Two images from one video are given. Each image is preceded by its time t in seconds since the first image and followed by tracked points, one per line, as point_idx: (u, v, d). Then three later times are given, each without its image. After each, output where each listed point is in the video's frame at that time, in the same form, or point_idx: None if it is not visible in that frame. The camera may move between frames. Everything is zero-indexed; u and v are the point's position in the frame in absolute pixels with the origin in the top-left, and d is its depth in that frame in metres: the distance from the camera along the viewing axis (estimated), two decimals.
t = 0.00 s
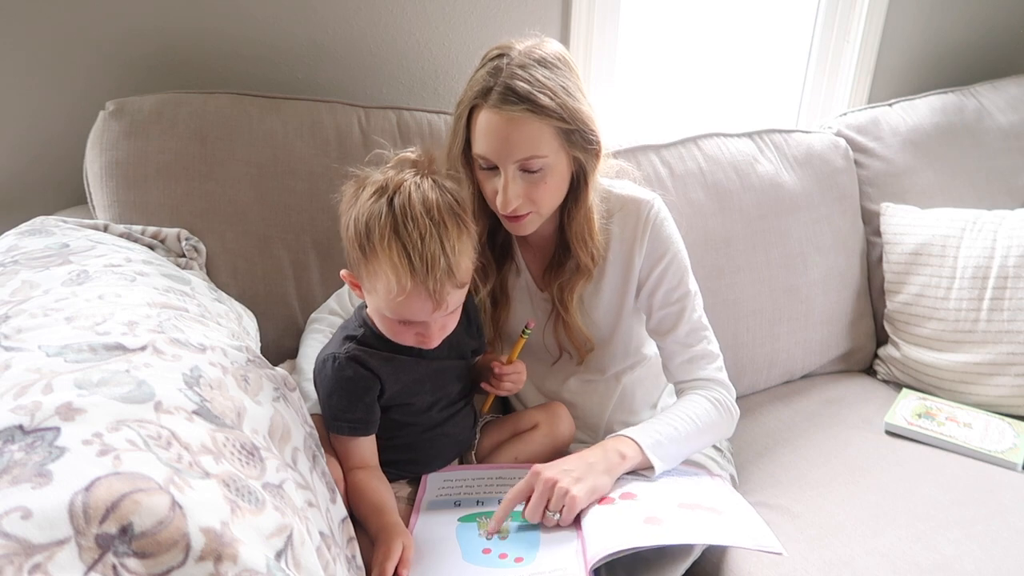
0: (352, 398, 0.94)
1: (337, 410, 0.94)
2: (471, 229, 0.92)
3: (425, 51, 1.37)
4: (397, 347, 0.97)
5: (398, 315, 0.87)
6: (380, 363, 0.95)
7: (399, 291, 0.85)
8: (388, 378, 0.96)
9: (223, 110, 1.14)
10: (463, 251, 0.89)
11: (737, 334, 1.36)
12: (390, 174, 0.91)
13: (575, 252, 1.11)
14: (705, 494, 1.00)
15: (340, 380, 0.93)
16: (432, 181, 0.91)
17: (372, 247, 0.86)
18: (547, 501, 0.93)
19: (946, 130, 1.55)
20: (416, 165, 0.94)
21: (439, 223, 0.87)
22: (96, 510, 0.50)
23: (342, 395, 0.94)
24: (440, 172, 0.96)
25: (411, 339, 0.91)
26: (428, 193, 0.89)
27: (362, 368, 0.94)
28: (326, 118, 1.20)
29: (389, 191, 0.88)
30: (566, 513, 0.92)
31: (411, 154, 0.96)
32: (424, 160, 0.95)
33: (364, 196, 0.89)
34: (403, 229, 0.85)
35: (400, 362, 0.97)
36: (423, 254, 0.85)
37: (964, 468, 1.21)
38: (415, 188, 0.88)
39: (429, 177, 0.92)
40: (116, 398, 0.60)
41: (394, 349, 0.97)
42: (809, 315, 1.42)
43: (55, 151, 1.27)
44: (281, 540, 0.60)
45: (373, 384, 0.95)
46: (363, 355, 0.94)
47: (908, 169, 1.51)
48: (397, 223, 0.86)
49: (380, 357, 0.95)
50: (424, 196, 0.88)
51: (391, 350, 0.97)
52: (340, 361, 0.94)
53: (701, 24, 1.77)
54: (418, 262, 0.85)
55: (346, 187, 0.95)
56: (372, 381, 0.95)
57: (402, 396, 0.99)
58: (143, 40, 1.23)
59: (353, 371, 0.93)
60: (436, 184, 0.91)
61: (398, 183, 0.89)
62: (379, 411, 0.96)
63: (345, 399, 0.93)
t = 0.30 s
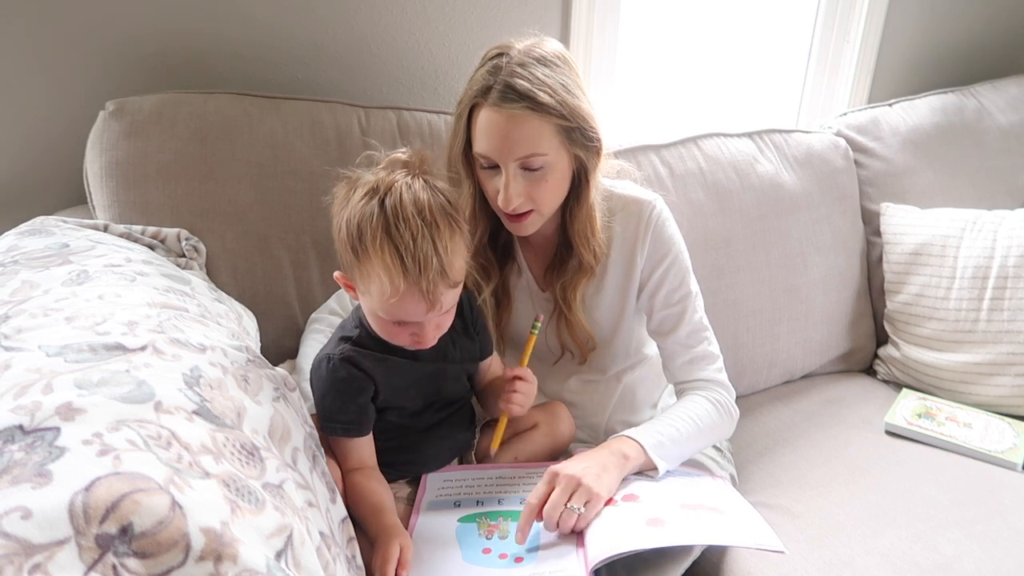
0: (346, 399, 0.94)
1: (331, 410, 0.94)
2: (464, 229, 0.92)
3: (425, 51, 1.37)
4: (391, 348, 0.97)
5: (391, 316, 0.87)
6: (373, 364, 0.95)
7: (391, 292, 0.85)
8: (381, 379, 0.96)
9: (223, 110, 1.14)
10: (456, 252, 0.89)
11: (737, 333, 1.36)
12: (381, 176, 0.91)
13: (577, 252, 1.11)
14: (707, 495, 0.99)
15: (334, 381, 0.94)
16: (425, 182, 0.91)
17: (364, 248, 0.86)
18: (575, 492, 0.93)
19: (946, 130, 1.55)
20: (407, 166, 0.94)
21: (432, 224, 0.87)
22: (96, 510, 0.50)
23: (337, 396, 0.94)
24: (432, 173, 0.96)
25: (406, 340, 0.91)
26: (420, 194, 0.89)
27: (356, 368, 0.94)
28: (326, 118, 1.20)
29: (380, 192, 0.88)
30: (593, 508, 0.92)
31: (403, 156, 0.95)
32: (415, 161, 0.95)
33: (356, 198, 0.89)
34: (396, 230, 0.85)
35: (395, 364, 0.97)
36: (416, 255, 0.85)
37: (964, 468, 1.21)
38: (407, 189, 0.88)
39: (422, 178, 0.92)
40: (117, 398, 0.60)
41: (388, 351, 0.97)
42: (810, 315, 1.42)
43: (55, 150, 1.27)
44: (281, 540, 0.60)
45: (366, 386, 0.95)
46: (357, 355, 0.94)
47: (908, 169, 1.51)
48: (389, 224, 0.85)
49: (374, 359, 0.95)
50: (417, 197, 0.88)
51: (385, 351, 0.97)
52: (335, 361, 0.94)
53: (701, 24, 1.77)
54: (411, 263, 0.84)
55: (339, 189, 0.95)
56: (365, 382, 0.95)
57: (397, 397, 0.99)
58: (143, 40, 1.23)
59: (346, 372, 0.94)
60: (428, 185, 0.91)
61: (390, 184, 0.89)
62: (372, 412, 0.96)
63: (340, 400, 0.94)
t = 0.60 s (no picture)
0: (338, 397, 0.94)
1: (323, 406, 0.94)
2: (463, 231, 0.92)
3: (425, 51, 1.37)
4: (388, 350, 0.98)
5: (389, 318, 0.87)
6: (368, 364, 0.95)
7: (390, 294, 0.85)
8: (375, 380, 0.96)
9: (223, 110, 1.14)
10: (456, 254, 0.89)
11: (737, 333, 1.36)
12: (381, 176, 0.91)
13: (573, 252, 1.11)
14: (708, 496, 0.99)
15: (327, 377, 0.94)
16: (425, 183, 0.91)
17: (362, 250, 0.86)
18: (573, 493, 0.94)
19: (945, 130, 1.55)
20: (408, 167, 0.94)
21: (430, 226, 0.87)
22: (96, 510, 0.50)
23: (330, 393, 0.94)
24: (433, 174, 0.96)
25: (405, 342, 0.91)
26: (420, 195, 0.88)
27: (350, 367, 0.95)
28: (326, 118, 1.20)
29: (380, 194, 0.88)
30: (592, 509, 0.92)
31: (403, 156, 0.95)
32: (416, 162, 0.95)
33: (356, 198, 0.90)
34: (394, 233, 0.85)
35: (390, 367, 0.97)
36: (413, 258, 0.85)
37: (964, 469, 1.21)
38: (407, 190, 0.88)
39: (422, 179, 0.92)
40: (117, 398, 0.60)
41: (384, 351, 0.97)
42: (810, 315, 1.42)
43: (55, 150, 1.27)
44: (281, 540, 0.60)
45: (359, 384, 0.95)
46: (352, 354, 0.95)
47: (908, 169, 1.51)
48: (387, 226, 0.85)
49: (369, 358, 0.96)
50: (416, 198, 0.88)
51: (383, 353, 0.97)
52: (330, 357, 0.95)
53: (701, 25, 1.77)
54: (408, 265, 0.85)
55: (339, 189, 0.95)
56: (358, 380, 0.95)
57: (393, 400, 0.99)
58: (143, 40, 1.23)
59: (340, 369, 0.94)
60: (427, 186, 0.91)
61: (389, 185, 0.89)
62: (366, 411, 0.97)
63: (334, 397, 0.94)
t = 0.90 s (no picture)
0: (333, 396, 0.94)
1: (319, 404, 0.94)
2: (464, 235, 0.92)
3: (425, 51, 1.37)
4: (387, 351, 0.98)
5: (388, 322, 0.87)
6: (366, 364, 0.96)
7: (389, 298, 0.85)
8: (373, 381, 0.97)
9: (224, 111, 1.14)
10: (456, 259, 0.89)
11: (737, 333, 1.36)
12: (382, 179, 0.91)
13: (570, 253, 1.11)
14: (709, 496, 0.99)
15: (324, 376, 0.94)
16: (425, 186, 0.91)
17: (362, 254, 0.86)
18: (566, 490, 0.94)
19: (945, 130, 1.55)
20: (409, 170, 0.94)
21: (430, 231, 0.87)
22: (96, 511, 0.50)
23: (326, 391, 0.94)
24: (435, 177, 0.96)
25: (404, 346, 0.91)
26: (421, 198, 0.88)
27: (348, 366, 0.95)
28: (326, 118, 1.20)
29: (381, 197, 0.88)
30: (589, 506, 0.93)
31: (405, 160, 0.96)
32: (417, 166, 0.95)
33: (356, 201, 0.89)
34: (393, 237, 0.85)
35: (390, 369, 0.97)
36: (412, 262, 0.85)
37: (964, 469, 1.21)
38: (407, 194, 0.88)
39: (423, 183, 0.92)
40: (117, 398, 0.60)
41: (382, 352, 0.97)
42: (810, 315, 1.42)
43: (56, 150, 1.27)
44: (281, 540, 0.60)
45: (357, 383, 0.95)
46: (350, 352, 0.95)
47: (908, 169, 1.51)
48: (387, 230, 0.85)
49: (367, 357, 0.96)
50: (417, 202, 0.88)
51: (382, 354, 0.98)
52: (328, 356, 0.95)
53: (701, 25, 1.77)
54: (407, 270, 0.85)
55: (340, 191, 0.95)
56: (356, 379, 0.95)
57: (390, 401, 0.99)
58: (143, 40, 1.23)
59: (338, 367, 0.94)
60: (428, 189, 0.91)
61: (390, 188, 0.89)
62: (363, 410, 0.96)
63: (330, 396, 0.94)
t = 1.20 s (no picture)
0: (332, 396, 0.94)
1: (318, 405, 0.94)
2: (460, 235, 0.92)
3: (425, 51, 1.37)
4: (385, 352, 0.98)
5: (385, 324, 0.87)
6: (366, 365, 0.96)
7: (386, 300, 0.85)
8: (372, 382, 0.97)
9: (224, 110, 1.15)
10: (452, 259, 0.89)
11: (737, 333, 1.36)
12: (378, 180, 0.91)
13: (564, 254, 1.11)
14: (708, 492, 0.99)
15: (323, 376, 0.94)
16: (421, 187, 0.91)
17: (358, 256, 0.86)
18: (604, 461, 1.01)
19: (945, 130, 1.55)
20: (405, 172, 0.94)
21: (426, 231, 0.87)
22: (96, 511, 0.50)
23: (326, 391, 0.94)
24: (430, 177, 0.96)
25: (403, 347, 0.91)
26: (416, 199, 0.88)
27: (348, 366, 0.95)
28: (326, 118, 1.19)
29: (376, 198, 0.88)
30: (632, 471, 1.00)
31: (400, 161, 0.95)
32: (413, 167, 0.95)
33: (352, 203, 0.89)
34: (388, 238, 0.85)
35: (390, 370, 0.98)
36: (408, 263, 0.85)
37: (964, 469, 1.21)
38: (402, 194, 0.88)
39: (419, 183, 0.92)
40: (117, 398, 0.60)
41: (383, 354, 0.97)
42: (810, 315, 1.42)
43: (56, 150, 1.27)
44: (281, 540, 0.60)
45: (356, 384, 0.95)
46: (349, 353, 0.95)
47: (908, 169, 1.51)
48: (382, 232, 0.85)
49: (366, 358, 0.96)
50: (412, 202, 0.88)
51: (381, 355, 0.98)
52: (328, 356, 0.95)
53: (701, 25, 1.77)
54: (403, 271, 0.85)
55: (336, 193, 0.95)
56: (355, 381, 0.95)
57: (388, 402, 0.99)
58: (143, 40, 1.23)
59: (338, 368, 0.94)
60: (424, 190, 0.91)
61: (386, 190, 0.89)
62: (361, 412, 0.96)
63: (329, 396, 0.94)
